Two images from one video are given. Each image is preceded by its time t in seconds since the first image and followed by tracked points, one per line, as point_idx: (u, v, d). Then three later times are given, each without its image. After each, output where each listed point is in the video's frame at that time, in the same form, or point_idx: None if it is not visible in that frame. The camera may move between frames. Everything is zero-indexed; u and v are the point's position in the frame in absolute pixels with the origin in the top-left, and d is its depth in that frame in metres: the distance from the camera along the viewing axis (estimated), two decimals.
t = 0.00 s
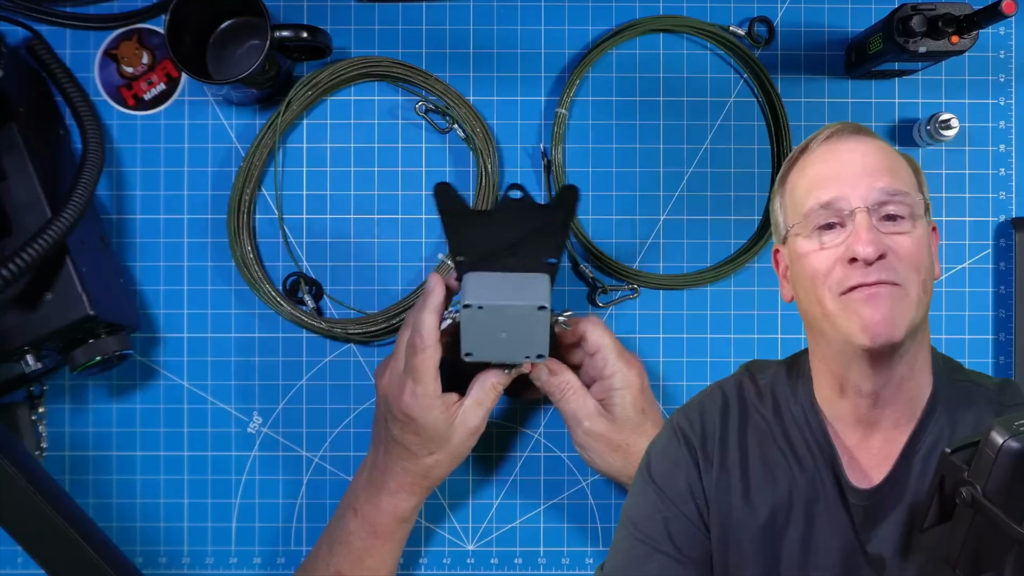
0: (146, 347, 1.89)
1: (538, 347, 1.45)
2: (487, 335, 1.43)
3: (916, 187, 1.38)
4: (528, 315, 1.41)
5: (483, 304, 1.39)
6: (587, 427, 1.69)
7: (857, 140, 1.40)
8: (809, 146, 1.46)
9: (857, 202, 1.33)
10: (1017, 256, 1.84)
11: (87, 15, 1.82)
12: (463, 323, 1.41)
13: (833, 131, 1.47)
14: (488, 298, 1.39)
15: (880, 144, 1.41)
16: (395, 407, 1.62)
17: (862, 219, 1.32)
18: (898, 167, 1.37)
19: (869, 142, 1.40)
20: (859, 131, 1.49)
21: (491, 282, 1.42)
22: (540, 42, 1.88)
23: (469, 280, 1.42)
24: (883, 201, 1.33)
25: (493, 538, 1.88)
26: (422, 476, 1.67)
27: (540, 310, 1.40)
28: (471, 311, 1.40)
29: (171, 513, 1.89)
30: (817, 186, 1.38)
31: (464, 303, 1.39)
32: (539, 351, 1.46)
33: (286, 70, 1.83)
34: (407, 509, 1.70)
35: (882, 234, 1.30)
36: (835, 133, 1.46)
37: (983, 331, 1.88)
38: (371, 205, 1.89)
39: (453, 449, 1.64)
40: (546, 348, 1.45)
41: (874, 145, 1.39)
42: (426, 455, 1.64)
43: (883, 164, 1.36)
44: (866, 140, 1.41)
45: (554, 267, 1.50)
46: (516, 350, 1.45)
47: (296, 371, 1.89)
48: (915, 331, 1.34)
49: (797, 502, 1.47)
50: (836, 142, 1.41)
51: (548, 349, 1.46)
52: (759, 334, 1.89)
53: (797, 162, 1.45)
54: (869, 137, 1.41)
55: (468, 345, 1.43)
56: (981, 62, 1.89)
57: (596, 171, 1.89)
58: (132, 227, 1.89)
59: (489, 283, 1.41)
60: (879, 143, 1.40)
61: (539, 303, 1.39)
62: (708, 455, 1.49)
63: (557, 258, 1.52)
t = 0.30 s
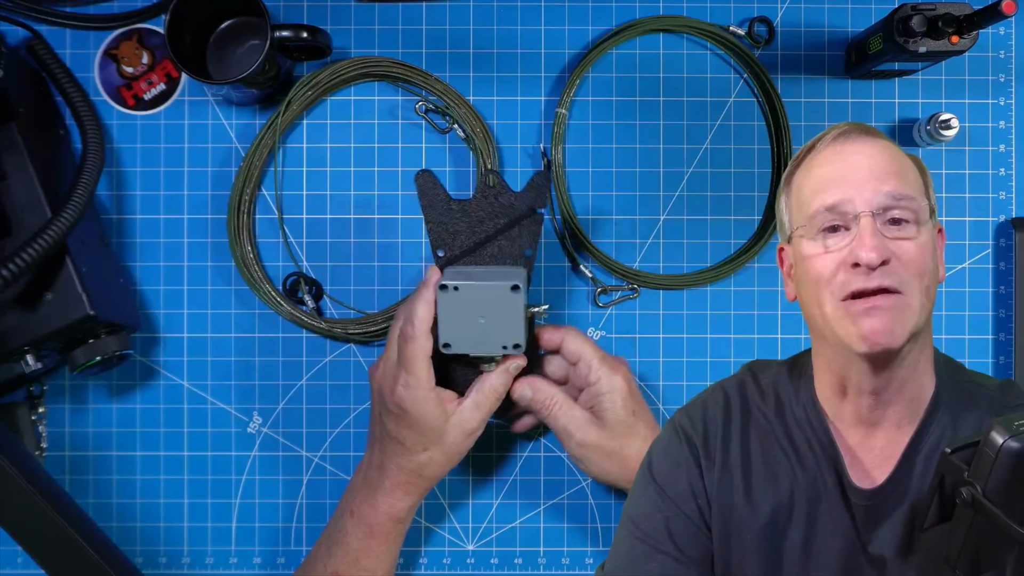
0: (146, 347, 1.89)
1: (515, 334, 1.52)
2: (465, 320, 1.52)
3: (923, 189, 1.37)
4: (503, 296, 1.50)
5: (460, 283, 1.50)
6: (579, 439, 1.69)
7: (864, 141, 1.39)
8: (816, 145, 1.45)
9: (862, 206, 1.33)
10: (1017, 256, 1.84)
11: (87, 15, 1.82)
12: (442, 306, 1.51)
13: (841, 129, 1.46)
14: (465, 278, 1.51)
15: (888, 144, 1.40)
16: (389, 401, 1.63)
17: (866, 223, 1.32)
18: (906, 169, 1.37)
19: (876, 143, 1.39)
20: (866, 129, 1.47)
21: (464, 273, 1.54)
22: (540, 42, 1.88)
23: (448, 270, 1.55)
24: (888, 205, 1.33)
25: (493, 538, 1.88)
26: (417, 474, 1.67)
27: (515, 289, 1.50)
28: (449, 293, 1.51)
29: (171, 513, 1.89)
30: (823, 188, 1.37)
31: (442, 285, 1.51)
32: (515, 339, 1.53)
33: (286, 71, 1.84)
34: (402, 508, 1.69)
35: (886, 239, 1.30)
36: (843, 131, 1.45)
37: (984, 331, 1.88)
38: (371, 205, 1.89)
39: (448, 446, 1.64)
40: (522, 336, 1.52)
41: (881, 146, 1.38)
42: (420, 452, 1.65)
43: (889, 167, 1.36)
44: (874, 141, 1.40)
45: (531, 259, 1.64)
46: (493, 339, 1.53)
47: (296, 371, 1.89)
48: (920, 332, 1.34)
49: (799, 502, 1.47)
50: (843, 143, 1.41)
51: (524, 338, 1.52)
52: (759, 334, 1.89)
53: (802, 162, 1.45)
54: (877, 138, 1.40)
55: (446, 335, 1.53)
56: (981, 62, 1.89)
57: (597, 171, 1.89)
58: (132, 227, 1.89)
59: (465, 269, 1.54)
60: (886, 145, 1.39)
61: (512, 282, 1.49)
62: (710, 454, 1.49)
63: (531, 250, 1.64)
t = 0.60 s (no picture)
0: (146, 347, 1.89)
1: (501, 349, 1.51)
2: (453, 330, 1.51)
3: (930, 203, 1.34)
4: (492, 313, 1.48)
5: (451, 294, 1.47)
6: (567, 448, 1.71)
7: (873, 152, 1.34)
8: (822, 149, 1.40)
9: (867, 228, 1.30)
10: (1017, 256, 1.84)
11: (86, 15, 1.82)
12: (431, 313, 1.50)
13: (850, 131, 1.40)
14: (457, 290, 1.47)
15: (896, 154, 1.34)
16: (382, 412, 1.61)
17: (871, 247, 1.29)
18: (913, 183, 1.33)
19: (885, 153, 1.34)
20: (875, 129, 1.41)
21: (461, 279, 1.51)
22: (540, 42, 1.88)
23: (442, 275, 1.51)
24: (894, 224, 1.29)
25: (493, 538, 1.88)
26: (416, 476, 1.67)
27: (505, 309, 1.47)
28: (439, 302, 1.48)
29: (171, 513, 1.89)
30: (825, 206, 1.34)
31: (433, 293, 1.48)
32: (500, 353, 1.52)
33: (286, 70, 1.84)
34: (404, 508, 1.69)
35: (890, 262, 1.28)
36: (853, 135, 1.39)
37: (984, 331, 1.88)
38: (371, 205, 1.89)
39: (444, 446, 1.65)
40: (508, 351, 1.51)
41: (890, 157, 1.33)
42: (419, 455, 1.65)
43: (897, 182, 1.31)
44: (884, 149, 1.35)
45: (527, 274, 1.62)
46: (478, 350, 1.52)
47: (296, 371, 1.89)
48: (923, 341, 1.34)
49: (799, 502, 1.47)
50: (852, 152, 1.35)
51: (508, 353, 1.51)
52: (759, 334, 1.89)
53: (805, 167, 1.40)
54: (887, 145, 1.35)
55: (433, 338, 1.52)
56: (981, 62, 1.89)
57: (597, 171, 1.89)
58: (132, 227, 1.89)
59: (459, 277, 1.51)
60: (897, 155, 1.34)
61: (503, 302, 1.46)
62: (710, 455, 1.50)
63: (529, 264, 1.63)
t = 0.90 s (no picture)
0: (146, 347, 1.89)
1: (499, 352, 1.54)
2: (453, 332, 1.53)
3: (939, 227, 1.28)
4: (493, 319, 1.50)
5: (452, 299, 1.49)
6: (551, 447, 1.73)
7: (888, 179, 1.25)
8: (831, 164, 1.30)
9: (879, 265, 1.25)
10: (1018, 256, 1.84)
11: (87, 15, 1.82)
12: (432, 316, 1.52)
13: (865, 146, 1.29)
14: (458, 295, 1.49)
15: (911, 178, 1.26)
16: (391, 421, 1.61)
17: (881, 284, 1.25)
18: (926, 210, 1.25)
19: (900, 178, 1.25)
20: (889, 139, 1.31)
21: (461, 282, 1.52)
22: (540, 42, 1.88)
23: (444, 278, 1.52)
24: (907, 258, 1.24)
25: (493, 538, 1.88)
26: (427, 481, 1.68)
27: (504, 315, 1.49)
28: (440, 305, 1.50)
29: (171, 513, 1.89)
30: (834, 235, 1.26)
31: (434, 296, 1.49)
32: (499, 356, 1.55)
33: (286, 70, 1.84)
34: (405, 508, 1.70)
35: (900, 297, 1.26)
36: (868, 151, 1.29)
37: (984, 331, 1.88)
38: (371, 205, 1.89)
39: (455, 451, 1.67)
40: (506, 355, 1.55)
41: (905, 183, 1.25)
42: (430, 461, 1.66)
43: (909, 212, 1.24)
44: (899, 172, 1.26)
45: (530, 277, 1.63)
46: (476, 353, 1.55)
47: (296, 371, 1.89)
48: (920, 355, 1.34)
49: (797, 501, 1.48)
50: (867, 177, 1.26)
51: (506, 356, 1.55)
52: (759, 334, 1.89)
53: (812, 183, 1.31)
54: (903, 168, 1.26)
55: (434, 341, 1.55)
56: (981, 62, 1.89)
57: (596, 171, 1.89)
58: (132, 227, 1.89)
59: (462, 281, 1.51)
60: (914, 182, 1.26)
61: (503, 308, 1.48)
62: (709, 454, 1.50)
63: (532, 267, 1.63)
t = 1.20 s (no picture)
0: (146, 347, 1.89)
1: (439, 315, 1.48)
2: (389, 296, 1.48)
3: (941, 239, 1.27)
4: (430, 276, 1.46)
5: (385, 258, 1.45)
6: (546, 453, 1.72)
7: (893, 195, 1.23)
8: (834, 177, 1.28)
9: (882, 280, 1.25)
10: (1018, 256, 1.84)
11: (87, 15, 1.82)
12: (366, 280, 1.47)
13: (869, 159, 1.28)
14: (391, 253, 1.46)
15: (915, 193, 1.25)
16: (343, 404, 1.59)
17: (885, 299, 1.25)
18: (929, 224, 1.25)
19: (904, 193, 1.24)
20: (892, 149, 1.29)
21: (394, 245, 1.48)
22: (540, 42, 1.88)
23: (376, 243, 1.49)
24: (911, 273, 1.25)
25: (493, 538, 1.88)
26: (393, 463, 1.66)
27: (441, 270, 1.45)
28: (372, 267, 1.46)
29: (171, 513, 1.89)
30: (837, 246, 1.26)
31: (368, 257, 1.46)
32: (440, 320, 1.48)
33: (286, 71, 1.84)
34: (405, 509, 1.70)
35: (904, 312, 1.27)
36: (871, 163, 1.27)
37: (984, 331, 1.88)
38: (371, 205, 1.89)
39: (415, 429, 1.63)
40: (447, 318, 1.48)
41: (908, 198, 1.24)
42: (390, 442, 1.64)
43: (913, 227, 1.23)
44: (903, 187, 1.25)
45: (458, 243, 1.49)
46: (416, 319, 1.48)
47: (296, 371, 1.89)
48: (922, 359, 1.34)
49: (793, 497, 1.48)
50: (870, 193, 1.24)
51: (447, 320, 1.48)
52: (759, 334, 1.89)
53: (814, 196, 1.30)
54: (907, 182, 1.25)
55: (370, 311, 1.49)
56: (981, 62, 1.89)
57: (597, 171, 1.89)
58: (132, 227, 1.89)
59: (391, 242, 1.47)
60: (919, 196, 1.25)
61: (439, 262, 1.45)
62: (706, 451, 1.50)
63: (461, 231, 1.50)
